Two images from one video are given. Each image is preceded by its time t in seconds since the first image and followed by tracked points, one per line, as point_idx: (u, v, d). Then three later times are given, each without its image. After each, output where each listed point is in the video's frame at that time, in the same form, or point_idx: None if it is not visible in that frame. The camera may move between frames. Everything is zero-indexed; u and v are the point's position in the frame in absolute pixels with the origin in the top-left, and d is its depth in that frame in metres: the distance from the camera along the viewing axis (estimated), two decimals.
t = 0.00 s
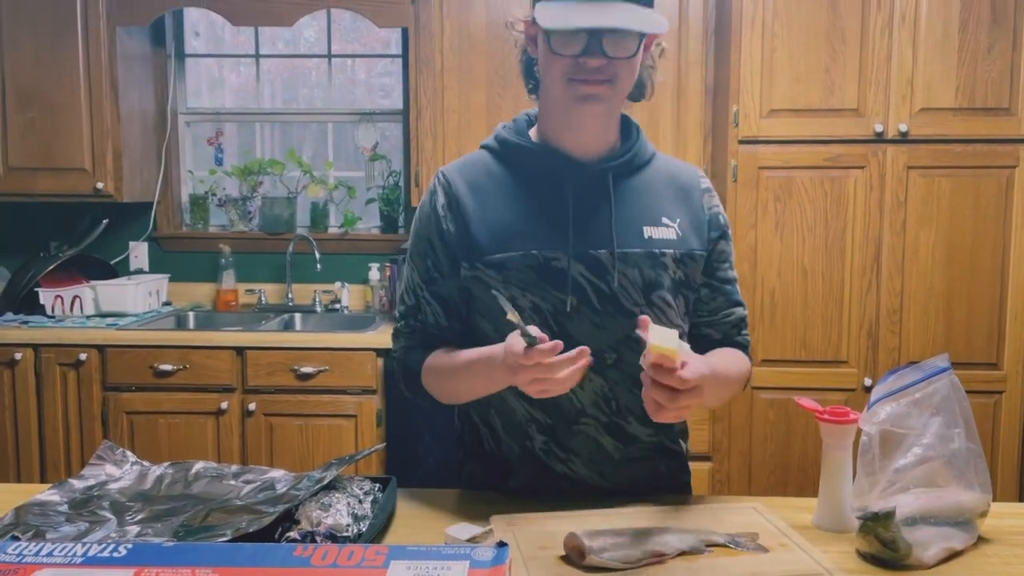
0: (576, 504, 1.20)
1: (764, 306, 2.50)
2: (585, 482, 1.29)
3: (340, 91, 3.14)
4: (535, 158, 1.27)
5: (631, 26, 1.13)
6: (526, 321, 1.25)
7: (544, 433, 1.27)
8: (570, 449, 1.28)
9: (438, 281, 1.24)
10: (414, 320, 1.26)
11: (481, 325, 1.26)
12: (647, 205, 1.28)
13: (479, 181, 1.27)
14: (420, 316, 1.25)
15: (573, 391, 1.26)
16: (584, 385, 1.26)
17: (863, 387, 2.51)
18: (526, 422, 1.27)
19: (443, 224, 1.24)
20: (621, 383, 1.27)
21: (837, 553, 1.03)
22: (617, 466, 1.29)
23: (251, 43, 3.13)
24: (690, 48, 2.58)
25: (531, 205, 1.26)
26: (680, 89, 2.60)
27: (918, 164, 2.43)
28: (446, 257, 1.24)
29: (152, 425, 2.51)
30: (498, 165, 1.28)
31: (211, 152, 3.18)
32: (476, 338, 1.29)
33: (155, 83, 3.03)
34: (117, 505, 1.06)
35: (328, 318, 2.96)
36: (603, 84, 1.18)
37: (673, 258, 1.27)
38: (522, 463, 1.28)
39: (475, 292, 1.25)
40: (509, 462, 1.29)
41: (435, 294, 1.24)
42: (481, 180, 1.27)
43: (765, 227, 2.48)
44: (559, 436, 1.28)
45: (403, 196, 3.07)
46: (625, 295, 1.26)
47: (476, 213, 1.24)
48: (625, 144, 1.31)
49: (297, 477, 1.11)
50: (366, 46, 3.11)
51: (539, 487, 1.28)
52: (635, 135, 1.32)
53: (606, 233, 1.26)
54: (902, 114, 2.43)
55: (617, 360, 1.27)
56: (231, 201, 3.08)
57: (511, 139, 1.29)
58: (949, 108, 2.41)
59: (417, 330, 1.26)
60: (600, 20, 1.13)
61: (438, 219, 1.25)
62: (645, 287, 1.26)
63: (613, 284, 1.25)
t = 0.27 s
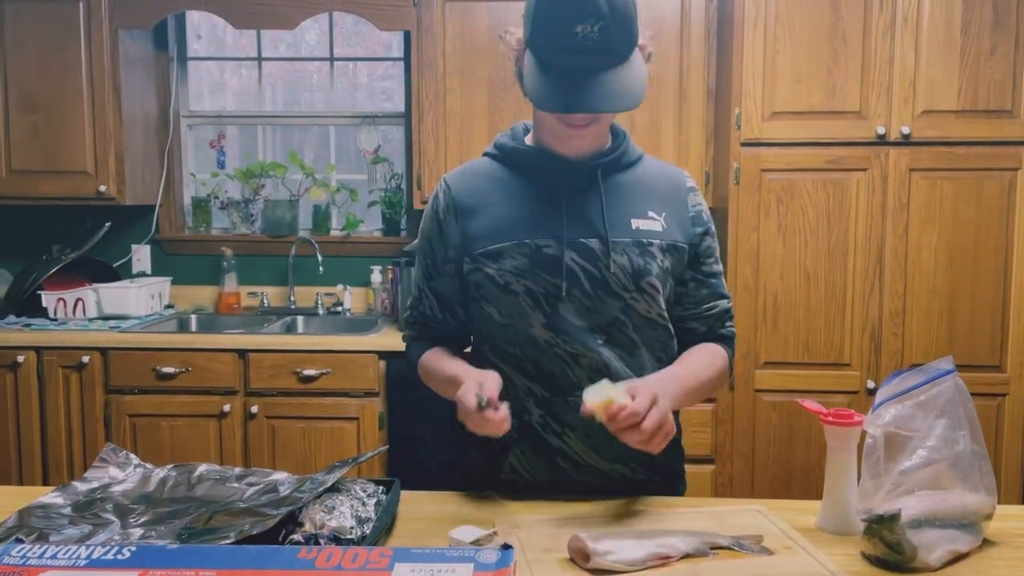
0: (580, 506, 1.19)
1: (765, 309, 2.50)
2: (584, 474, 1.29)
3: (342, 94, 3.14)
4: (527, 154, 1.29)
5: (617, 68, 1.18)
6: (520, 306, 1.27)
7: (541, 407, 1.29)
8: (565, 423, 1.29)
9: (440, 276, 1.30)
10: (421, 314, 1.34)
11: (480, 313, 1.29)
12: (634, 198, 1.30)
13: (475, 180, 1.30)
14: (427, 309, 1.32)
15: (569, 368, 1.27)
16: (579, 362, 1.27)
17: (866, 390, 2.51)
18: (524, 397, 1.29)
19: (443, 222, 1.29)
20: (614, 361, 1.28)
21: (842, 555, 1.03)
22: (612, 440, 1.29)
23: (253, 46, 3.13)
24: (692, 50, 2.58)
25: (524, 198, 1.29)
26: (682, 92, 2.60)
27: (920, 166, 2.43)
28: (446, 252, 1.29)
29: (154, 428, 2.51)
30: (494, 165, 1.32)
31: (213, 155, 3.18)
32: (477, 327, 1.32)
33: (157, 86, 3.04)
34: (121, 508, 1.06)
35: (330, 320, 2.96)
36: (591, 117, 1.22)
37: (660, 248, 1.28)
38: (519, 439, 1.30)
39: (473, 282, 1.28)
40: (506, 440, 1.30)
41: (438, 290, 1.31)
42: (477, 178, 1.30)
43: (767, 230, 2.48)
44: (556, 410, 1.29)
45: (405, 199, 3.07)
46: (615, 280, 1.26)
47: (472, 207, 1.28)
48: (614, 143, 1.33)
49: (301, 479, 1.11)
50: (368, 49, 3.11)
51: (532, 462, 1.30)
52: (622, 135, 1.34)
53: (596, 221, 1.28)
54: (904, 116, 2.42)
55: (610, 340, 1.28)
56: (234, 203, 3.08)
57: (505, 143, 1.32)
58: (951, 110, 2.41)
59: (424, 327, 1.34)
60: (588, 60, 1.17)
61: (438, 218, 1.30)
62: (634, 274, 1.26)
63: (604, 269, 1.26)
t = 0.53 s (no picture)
0: (580, 507, 1.20)
1: (765, 309, 2.50)
2: (584, 475, 1.29)
3: (343, 97, 3.15)
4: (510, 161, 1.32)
5: (597, 76, 1.18)
6: (499, 307, 1.29)
7: (518, 402, 1.31)
8: (540, 416, 1.30)
9: (428, 278, 1.34)
10: (412, 315, 1.37)
11: (463, 314, 1.32)
12: (614, 202, 1.31)
13: (461, 186, 1.34)
14: (416, 311, 1.36)
15: (545, 364, 1.29)
16: (556, 359, 1.28)
17: (866, 392, 2.51)
18: (502, 392, 1.32)
19: (432, 227, 1.34)
20: (591, 359, 1.29)
21: (840, 556, 1.03)
22: (590, 432, 1.30)
23: (256, 50, 3.14)
24: (693, 53, 2.59)
25: (506, 203, 1.31)
26: (683, 95, 2.60)
27: (921, 168, 2.43)
28: (433, 256, 1.33)
29: (156, 430, 2.51)
30: (480, 171, 1.35)
31: (215, 158, 3.18)
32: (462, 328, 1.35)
33: (159, 89, 3.05)
34: (122, 509, 1.06)
35: (331, 323, 2.96)
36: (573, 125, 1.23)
37: (638, 251, 1.28)
38: (499, 430, 1.33)
39: (457, 285, 1.31)
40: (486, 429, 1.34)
41: (427, 292, 1.35)
42: (463, 185, 1.34)
43: (768, 233, 2.48)
44: (532, 403, 1.30)
45: (406, 202, 3.07)
46: (591, 281, 1.27)
47: (457, 213, 1.32)
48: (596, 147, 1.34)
49: (301, 481, 1.11)
50: (370, 53, 3.12)
51: (510, 456, 1.33)
52: (606, 140, 1.35)
53: (574, 225, 1.29)
54: (904, 119, 2.43)
55: (586, 340, 1.29)
56: (236, 206, 3.08)
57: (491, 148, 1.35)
58: (951, 113, 2.41)
59: (417, 330, 1.37)
60: (570, 69, 1.17)
61: (427, 223, 1.34)
62: (610, 276, 1.27)
63: (580, 272, 1.28)
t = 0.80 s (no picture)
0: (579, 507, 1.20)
1: (766, 310, 2.50)
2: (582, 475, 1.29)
3: (343, 98, 3.15)
4: (503, 162, 1.32)
5: (562, 73, 1.16)
6: (494, 308, 1.29)
7: (518, 404, 1.32)
8: (540, 417, 1.31)
9: (424, 280, 1.34)
10: (411, 316, 1.38)
11: (461, 315, 1.33)
12: (605, 201, 1.31)
13: (454, 188, 1.34)
14: (415, 313, 1.37)
15: (542, 364, 1.29)
16: (551, 359, 1.29)
17: (867, 393, 2.51)
18: (502, 395, 1.33)
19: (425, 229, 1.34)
20: (587, 358, 1.29)
21: (839, 556, 1.03)
22: (590, 432, 1.30)
23: (256, 51, 3.15)
24: (693, 53, 2.59)
25: (498, 205, 1.31)
26: (684, 95, 2.60)
27: (921, 169, 2.43)
28: (428, 258, 1.33)
29: (157, 431, 2.51)
30: (474, 174, 1.35)
31: (216, 159, 3.18)
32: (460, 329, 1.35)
33: (160, 90, 3.05)
34: (122, 509, 1.06)
35: (331, 323, 2.96)
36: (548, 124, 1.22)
37: (629, 250, 1.28)
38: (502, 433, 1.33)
39: (452, 287, 1.32)
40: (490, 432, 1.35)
41: (424, 293, 1.35)
42: (456, 187, 1.34)
43: (768, 233, 2.48)
44: (531, 404, 1.31)
45: (406, 202, 3.07)
46: (582, 282, 1.28)
47: (449, 215, 1.32)
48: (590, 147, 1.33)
49: (300, 481, 1.11)
50: (370, 53, 3.13)
51: (510, 456, 1.33)
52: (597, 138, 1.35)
53: (566, 226, 1.29)
54: (905, 119, 2.43)
55: (581, 340, 1.29)
56: (236, 207, 3.08)
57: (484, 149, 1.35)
58: (952, 113, 2.41)
59: (418, 334, 1.37)
60: (530, 70, 1.16)
61: (421, 225, 1.34)
62: (601, 276, 1.27)
63: (571, 273, 1.28)
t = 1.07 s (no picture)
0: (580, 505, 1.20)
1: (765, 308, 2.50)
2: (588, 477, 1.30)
3: (344, 96, 3.15)
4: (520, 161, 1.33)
5: (569, 74, 1.16)
6: (506, 308, 1.30)
7: (527, 406, 1.33)
8: (547, 419, 1.32)
9: (442, 279, 1.35)
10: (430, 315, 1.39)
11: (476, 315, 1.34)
12: (622, 199, 1.30)
13: (472, 187, 1.35)
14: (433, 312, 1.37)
15: (552, 365, 1.29)
16: (561, 360, 1.29)
17: (868, 391, 2.50)
18: (512, 396, 1.34)
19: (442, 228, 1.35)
20: (597, 360, 1.29)
21: (841, 555, 1.03)
22: (595, 437, 1.31)
23: (257, 49, 3.14)
24: (693, 51, 2.58)
25: (513, 204, 1.32)
26: (685, 92, 2.60)
27: (923, 167, 2.43)
28: (445, 257, 1.34)
29: (157, 429, 2.51)
30: (492, 172, 1.35)
31: (216, 158, 3.18)
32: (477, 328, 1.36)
33: (160, 88, 3.04)
34: (123, 508, 1.06)
35: (332, 322, 2.96)
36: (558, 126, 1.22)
37: (644, 248, 1.27)
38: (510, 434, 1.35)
39: (467, 287, 1.33)
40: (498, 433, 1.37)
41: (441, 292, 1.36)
42: (473, 186, 1.35)
43: (769, 231, 2.48)
44: (539, 406, 1.32)
45: (407, 201, 3.07)
46: (595, 282, 1.27)
47: (465, 214, 1.33)
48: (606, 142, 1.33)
49: (301, 479, 1.11)
50: (371, 52, 3.12)
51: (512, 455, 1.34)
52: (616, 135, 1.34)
53: (580, 224, 1.29)
54: (906, 118, 2.42)
55: (592, 341, 1.29)
56: (237, 205, 3.08)
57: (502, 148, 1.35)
58: (953, 111, 2.41)
59: (440, 334, 1.38)
60: (537, 72, 1.16)
61: (438, 224, 1.36)
62: (614, 274, 1.27)
63: (584, 272, 1.28)
